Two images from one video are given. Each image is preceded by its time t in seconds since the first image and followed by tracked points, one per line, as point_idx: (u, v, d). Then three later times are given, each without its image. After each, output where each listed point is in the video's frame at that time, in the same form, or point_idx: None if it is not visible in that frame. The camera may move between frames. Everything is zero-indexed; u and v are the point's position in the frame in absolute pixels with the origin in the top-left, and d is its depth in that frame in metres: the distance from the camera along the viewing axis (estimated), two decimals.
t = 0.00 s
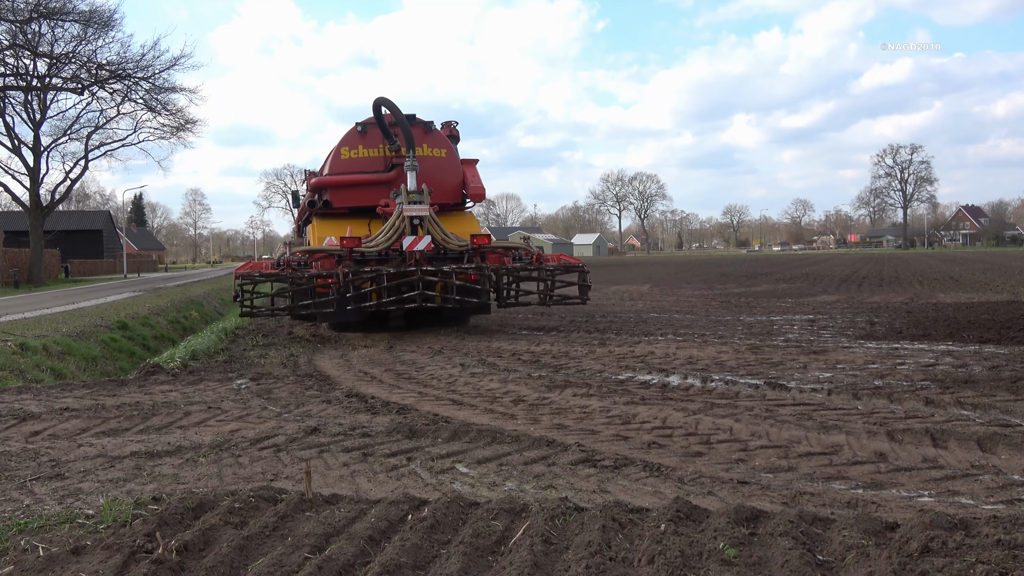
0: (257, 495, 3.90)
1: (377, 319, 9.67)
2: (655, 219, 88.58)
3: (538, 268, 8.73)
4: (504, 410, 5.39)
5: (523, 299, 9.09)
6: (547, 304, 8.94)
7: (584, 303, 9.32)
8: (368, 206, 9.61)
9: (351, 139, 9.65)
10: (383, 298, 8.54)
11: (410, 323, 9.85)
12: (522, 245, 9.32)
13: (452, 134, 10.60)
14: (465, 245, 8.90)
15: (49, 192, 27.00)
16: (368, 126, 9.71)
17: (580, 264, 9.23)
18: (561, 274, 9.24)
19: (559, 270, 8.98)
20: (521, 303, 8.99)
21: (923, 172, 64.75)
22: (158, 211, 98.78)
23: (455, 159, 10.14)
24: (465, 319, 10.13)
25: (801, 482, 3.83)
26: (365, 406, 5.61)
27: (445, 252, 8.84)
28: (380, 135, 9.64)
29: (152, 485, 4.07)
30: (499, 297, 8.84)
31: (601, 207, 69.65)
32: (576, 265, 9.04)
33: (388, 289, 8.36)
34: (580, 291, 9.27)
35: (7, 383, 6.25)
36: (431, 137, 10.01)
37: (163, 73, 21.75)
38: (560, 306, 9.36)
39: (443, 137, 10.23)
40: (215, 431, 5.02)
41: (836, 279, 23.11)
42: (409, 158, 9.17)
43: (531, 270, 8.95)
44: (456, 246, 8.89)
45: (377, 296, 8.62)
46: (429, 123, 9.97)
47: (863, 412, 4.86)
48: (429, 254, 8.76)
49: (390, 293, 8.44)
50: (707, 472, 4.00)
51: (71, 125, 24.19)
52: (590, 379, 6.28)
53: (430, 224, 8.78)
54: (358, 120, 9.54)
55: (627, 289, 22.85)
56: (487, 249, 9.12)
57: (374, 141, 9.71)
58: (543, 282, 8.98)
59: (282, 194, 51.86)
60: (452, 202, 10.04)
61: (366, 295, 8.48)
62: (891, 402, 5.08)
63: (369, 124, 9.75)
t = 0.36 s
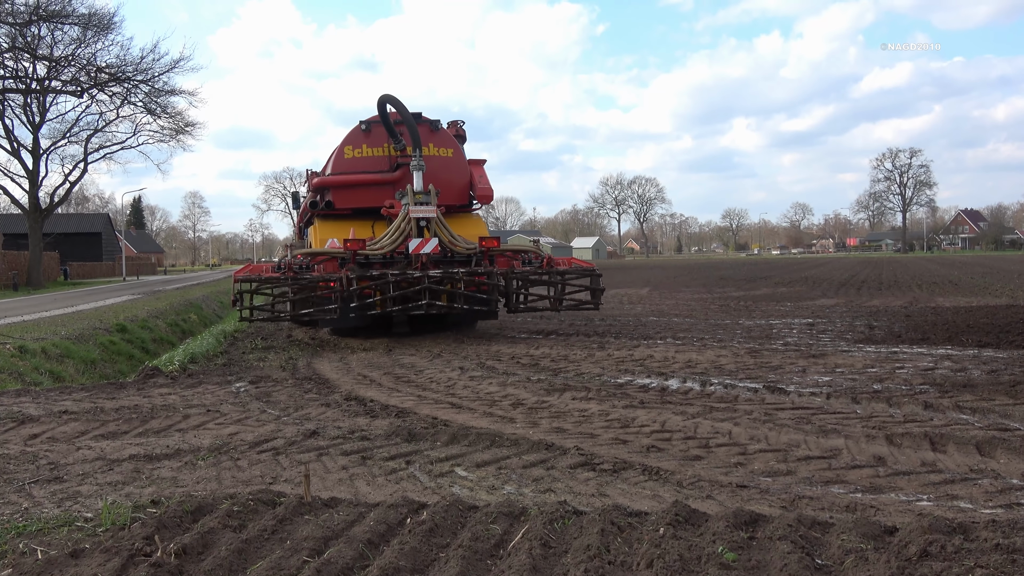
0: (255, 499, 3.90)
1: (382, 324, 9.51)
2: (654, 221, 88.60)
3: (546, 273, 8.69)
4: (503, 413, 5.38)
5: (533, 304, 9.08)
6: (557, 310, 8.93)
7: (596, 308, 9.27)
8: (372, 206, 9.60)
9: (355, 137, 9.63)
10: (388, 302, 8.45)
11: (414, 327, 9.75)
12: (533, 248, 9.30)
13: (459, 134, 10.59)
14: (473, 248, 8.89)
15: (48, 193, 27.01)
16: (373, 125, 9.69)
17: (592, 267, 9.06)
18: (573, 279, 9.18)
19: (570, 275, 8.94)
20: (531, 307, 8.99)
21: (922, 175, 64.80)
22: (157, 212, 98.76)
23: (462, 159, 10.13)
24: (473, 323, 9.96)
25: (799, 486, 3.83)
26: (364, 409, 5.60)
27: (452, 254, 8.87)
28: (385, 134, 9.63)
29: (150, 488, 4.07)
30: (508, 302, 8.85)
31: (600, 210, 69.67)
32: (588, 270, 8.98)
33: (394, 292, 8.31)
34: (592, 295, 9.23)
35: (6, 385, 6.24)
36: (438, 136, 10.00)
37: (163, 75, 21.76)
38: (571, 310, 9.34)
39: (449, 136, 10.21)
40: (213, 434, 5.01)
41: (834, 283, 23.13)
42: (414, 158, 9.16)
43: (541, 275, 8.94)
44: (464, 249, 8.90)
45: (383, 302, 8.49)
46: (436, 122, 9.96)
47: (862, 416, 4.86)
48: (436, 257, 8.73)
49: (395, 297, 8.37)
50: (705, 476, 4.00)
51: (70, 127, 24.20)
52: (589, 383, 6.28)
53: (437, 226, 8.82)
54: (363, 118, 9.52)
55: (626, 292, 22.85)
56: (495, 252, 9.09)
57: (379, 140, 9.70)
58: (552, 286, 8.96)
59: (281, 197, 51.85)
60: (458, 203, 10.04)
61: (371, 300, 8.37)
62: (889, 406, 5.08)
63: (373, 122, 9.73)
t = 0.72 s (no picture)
0: (252, 501, 3.89)
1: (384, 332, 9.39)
2: (652, 224, 88.68)
3: (558, 275, 8.67)
4: (500, 415, 5.38)
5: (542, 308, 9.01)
6: (567, 313, 8.88)
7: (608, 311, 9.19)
8: (374, 206, 9.59)
9: (356, 136, 9.59)
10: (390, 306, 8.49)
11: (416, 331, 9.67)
12: (541, 250, 9.29)
13: (463, 131, 10.55)
14: (479, 250, 8.88)
15: (46, 195, 26.99)
16: (374, 122, 9.64)
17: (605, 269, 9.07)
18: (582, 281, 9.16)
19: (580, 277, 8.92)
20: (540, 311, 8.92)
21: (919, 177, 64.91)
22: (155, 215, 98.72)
23: (467, 157, 10.11)
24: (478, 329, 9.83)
25: (797, 487, 3.83)
26: (362, 411, 5.60)
27: (458, 256, 8.84)
28: (387, 132, 9.59)
29: (147, 490, 4.07)
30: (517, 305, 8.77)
31: (598, 212, 69.73)
32: (599, 271, 8.98)
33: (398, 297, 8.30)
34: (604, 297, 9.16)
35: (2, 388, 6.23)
36: (442, 133, 9.95)
37: (160, 77, 21.77)
38: (580, 315, 9.29)
39: (454, 133, 10.16)
40: (210, 435, 5.01)
41: (832, 285, 23.17)
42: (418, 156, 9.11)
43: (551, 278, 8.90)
44: (470, 250, 8.87)
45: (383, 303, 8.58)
46: (440, 119, 9.92)
47: (859, 418, 4.86)
48: (441, 259, 8.71)
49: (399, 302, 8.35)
50: (703, 477, 4.01)
51: (67, 129, 24.20)
52: (586, 385, 6.28)
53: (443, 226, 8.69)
54: (364, 116, 9.47)
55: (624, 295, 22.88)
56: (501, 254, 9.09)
57: (380, 137, 9.66)
58: (562, 288, 8.93)
59: (279, 199, 51.84)
60: (462, 203, 10.04)
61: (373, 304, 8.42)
62: (887, 408, 5.09)
63: (374, 119, 9.68)
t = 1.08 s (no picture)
0: (250, 502, 3.89)
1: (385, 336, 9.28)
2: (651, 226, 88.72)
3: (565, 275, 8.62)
4: (497, 417, 5.38)
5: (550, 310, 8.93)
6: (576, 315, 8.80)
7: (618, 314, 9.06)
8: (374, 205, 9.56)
9: (358, 132, 9.55)
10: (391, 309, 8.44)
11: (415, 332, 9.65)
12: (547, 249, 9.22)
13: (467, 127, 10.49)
14: (482, 250, 8.86)
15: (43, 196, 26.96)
16: (376, 118, 9.60)
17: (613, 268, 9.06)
18: (590, 282, 9.10)
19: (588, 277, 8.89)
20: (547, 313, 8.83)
21: (917, 179, 65.01)
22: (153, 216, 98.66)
23: (472, 154, 10.08)
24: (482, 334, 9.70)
25: (794, 490, 3.83)
26: (359, 413, 5.60)
27: (461, 257, 8.83)
28: (389, 128, 9.56)
29: (144, 492, 4.06)
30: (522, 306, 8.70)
31: (596, 214, 69.74)
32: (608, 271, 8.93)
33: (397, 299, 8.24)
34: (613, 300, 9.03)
35: None
36: (446, 129, 9.91)
37: (157, 79, 21.76)
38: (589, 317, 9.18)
39: (459, 130, 10.11)
40: (207, 437, 5.00)
41: (828, 287, 23.20)
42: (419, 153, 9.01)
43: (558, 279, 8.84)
44: (473, 251, 8.84)
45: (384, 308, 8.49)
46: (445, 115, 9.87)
47: (857, 420, 4.85)
48: (442, 260, 8.68)
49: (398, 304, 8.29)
50: (700, 479, 4.00)
51: (64, 130, 24.19)
52: (583, 387, 6.27)
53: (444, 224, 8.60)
54: (366, 112, 9.42)
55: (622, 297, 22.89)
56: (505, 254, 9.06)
57: (383, 134, 9.62)
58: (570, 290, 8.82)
59: (277, 201, 51.81)
60: (466, 203, 10.01)
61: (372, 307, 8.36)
62: (883, 410, 5.09)
63: (376, 115, 9.63)
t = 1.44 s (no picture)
0: (247, 504, 3.89)
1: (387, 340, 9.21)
2: (649, 227, 88.74)
3: (572, 278, 8.54)
4: (495, 418, 5.37)
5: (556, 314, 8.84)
6: (583, 318, 8.71)
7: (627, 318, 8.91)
8: (374, 202, 9.52)
9: (359, 129, 9.57)
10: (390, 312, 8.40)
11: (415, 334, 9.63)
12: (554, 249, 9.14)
13: (473, 124, 10.46)
14: (485, 252, 8.83)
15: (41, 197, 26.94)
16: (378, 115, 9.63)
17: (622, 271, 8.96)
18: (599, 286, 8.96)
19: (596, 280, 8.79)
20: (553, 316, 8.74)
21: (916, 181, 65.07)
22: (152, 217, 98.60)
23: (478, 152, 10.05)
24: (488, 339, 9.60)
25: (792, 491, 3.83)
26: (357, 414, 5.59)
27: (462, 258, 8.79)
28: (391, 125, 9.59)
29: (142, 493, 4.06)
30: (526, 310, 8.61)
31: (595, 215, 69.76)
32: (616, 274, 8.82)
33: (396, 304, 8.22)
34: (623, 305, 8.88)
35: None
36: (451, 126, 9.90)
37: (156, 80, 21.75)
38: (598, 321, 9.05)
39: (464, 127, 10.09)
40: (205, 439, 5.00)
41: (826, 289, 23.22)
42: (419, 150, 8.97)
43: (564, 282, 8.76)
44: (475, 253, 8.80)
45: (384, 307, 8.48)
46: (449, 112, 9.86)
47: (855, 421, 4.86)
48: (443, 262, 8.68)
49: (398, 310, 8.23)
50: (698, 481, 4.00)
51: (62, 131, 24.16)
52: (581, 389, 6.26)
53: (444, 224, 8.55)
54: (367, 108, 9.45)
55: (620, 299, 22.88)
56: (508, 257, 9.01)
57: (384, 131, 9.64)
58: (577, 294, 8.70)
59: (275, 202, 51.80)
60: (471, 202, 9.96)
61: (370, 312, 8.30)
62: (882, 411, 5.09)
63: (378, 112, 9.67)
